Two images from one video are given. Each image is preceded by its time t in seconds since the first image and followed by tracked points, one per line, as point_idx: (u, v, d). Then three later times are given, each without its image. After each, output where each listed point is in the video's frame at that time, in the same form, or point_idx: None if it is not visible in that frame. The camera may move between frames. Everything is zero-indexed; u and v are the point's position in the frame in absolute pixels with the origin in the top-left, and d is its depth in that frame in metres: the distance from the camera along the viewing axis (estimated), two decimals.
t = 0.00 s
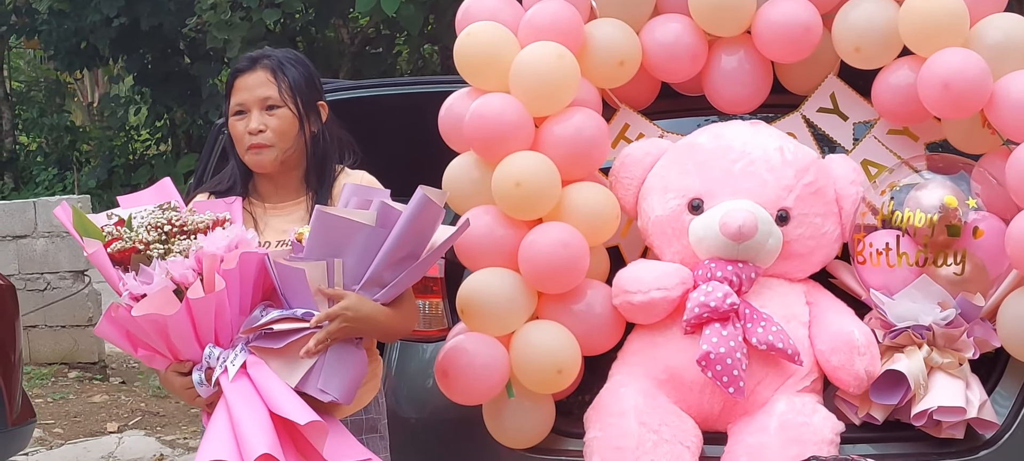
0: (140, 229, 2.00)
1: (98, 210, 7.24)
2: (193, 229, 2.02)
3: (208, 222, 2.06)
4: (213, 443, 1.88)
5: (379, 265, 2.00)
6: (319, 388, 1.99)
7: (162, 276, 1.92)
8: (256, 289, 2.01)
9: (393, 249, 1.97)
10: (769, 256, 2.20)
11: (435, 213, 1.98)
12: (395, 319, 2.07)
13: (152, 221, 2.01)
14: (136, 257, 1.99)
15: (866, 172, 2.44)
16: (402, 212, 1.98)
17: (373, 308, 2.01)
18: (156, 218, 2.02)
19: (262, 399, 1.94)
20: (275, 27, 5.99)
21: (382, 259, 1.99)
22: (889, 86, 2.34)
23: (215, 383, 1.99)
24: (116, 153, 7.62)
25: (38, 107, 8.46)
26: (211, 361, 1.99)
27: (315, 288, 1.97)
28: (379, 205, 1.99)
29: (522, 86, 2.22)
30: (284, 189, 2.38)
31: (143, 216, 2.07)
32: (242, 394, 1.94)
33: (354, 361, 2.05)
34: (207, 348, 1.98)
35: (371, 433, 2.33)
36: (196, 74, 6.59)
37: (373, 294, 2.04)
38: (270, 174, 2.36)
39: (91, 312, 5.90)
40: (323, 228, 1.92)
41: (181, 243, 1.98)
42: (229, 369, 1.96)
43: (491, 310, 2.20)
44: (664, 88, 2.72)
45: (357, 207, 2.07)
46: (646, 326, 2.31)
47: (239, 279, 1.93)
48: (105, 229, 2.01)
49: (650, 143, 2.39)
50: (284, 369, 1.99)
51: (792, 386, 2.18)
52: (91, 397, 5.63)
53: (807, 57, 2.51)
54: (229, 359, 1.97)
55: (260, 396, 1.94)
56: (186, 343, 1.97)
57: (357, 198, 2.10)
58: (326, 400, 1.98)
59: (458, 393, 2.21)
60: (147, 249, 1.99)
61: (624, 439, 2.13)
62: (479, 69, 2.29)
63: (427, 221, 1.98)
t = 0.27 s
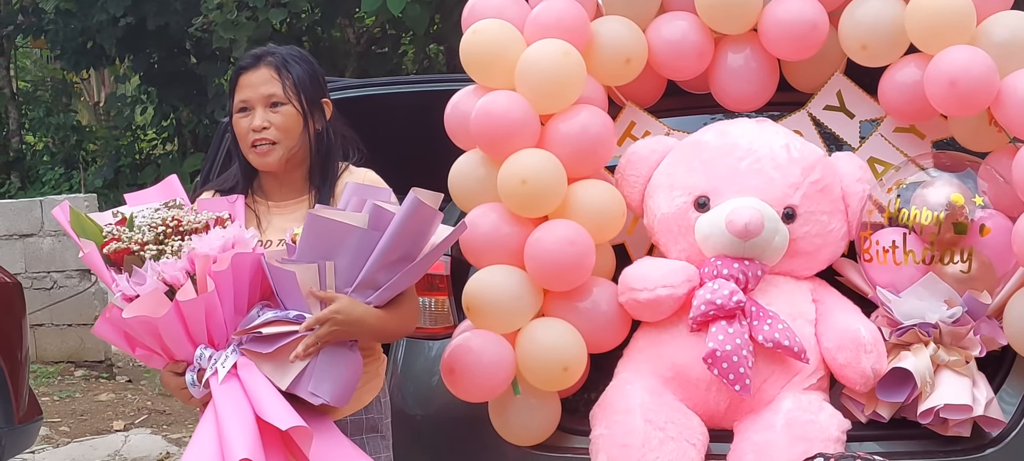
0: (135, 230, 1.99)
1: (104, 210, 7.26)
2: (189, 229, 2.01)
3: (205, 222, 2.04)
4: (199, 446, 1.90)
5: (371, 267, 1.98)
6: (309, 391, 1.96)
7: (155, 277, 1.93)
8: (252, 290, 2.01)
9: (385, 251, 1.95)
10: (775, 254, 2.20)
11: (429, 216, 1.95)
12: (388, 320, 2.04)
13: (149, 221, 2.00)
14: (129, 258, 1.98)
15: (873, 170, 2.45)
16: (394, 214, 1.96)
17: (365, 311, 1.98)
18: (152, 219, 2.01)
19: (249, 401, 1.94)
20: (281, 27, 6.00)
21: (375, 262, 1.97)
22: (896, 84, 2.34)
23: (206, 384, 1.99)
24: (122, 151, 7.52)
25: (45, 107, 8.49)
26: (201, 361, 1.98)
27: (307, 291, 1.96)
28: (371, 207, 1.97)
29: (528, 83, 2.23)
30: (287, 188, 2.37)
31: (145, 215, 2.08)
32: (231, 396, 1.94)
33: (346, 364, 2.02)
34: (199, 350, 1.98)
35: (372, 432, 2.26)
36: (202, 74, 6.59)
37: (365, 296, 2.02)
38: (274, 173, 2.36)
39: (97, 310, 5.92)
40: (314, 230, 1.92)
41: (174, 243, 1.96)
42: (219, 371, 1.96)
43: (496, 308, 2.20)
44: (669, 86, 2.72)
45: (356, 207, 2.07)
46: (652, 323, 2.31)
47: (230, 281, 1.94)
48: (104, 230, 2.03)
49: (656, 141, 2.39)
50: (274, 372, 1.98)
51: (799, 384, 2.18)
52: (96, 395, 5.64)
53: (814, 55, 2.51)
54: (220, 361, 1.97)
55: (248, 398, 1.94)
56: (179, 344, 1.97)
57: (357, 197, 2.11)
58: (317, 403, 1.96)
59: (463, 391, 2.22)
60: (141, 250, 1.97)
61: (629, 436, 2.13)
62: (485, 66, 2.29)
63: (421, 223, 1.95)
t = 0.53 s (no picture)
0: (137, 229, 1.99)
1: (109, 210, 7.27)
2: (191, 229, 2.01)
3: (207, 222, 2.04)
4: (198, 448, 1.90)
5: (371, 269, 1.98)
6: (308, 394, 1.97)
7: (155, 278, 1.91)
8: (254, 290, 2.01)
9: (385, 253, 1.95)
10: (780, 253, 2.20)
11: (429, 217, 1.95)
12: (389, 321, 2.04)
13: (151, 221, 2.00)
14: (131, 258, 1.98)
15: (879, 169, 2.44)
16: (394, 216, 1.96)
17: (365, 312, 1.98)
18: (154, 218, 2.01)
19: (249, 403, 1.94)
20: (286, 27, 6.00)
21: (375, 263, 1.97)
22: (902, 84, 2.34)
23: (207, 385, 1.99)
24: (127, 152, 7.51)
25: (50, 107, 8.46)
26: (201, 363, 1.97)
27: (306, 292, 1.97)
28: (371, 209, 1.97)
29: (534, 83, 2.23)
30: (291, 186, 2.38)
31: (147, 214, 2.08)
32: (232, 397, 1.94)
33: (346, 366, 2.02)
34: (199, 350, 1.97)
35: (374, 433, 2.24)
36: (208, 74, 6.59)
37: (365, 298, 2.02)
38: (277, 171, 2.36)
39: (103, 310, 5.94)
40: (313, 232, 1.92)
41: (176, 243, 1.96)
42: (219, 372, 1.95)
43: (501, 307, 2.20)
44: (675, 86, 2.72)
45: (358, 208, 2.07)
46: (657, 323, 2.31)
47: (232, 280, 1.94)
48: (106, 229, 2.03)
49: (661, 140, 2.39)
50: (274, 374, 1.98)
51: (804, 384, 2.17)
52: (102, 395, 5.65)
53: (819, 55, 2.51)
54: (220, 363, 1.97)
55: (248, 401, 1.94)
56: (180, 345, 1.97)
57: (359, 197, 2.10)
58: (315, 405, 1.96)
59: (467, 390, 2.22)
60: (142, 250, 1.97)
61: (635, 436, 2.12)
62: (490, 66, 2.29)
63: (421, 225, 1.95)
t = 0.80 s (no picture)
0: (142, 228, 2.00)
1: (112, 209, 7.29)
2: (195, 227, 2.03)
3: (211, 221, 2.06)
4: (205, 445, 1.90)
5: (380, 264, 1.99)
6: (318, 389, 1.96)
7: (161, 275, 1.94)
8: (258, 289, 2.01)
9: (394, 248, 1.96)
10: (784, 254, 2.20)
11: (438, 213, 1.96)
12: (396, 318, 2.04)
13: (155, 219, 2.02)
14: (136, 255, 2.00)
15: (882, 171, 2.45)
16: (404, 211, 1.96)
17: (374, 308, 1.99)
18: (159, 217, 2.03)
19: (257, 399, 1.94)
20: (290, 26, 6.00)
21: (384, 259, 1.98)
22: (905, 85, 2.34)
23: (212, 382, 1.99)
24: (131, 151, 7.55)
25: (53, 106, 8.50)
26: (207, 360, 1.99)
27: (316, 287, 1.97)
28: (381, 205, 1.98)
29: (537, 83, 2.23)
30: (293, 188, 2.38)
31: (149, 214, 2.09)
32: (238, 394, 1.95)
33: (354, 362, 2.03)
34: (205, 348, 1.98)
35: (377, 433, 2.24)
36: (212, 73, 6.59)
37: (374, 294, 2.03)
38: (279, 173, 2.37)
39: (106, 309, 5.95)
40: (324, 227, 1.93)
41: (181, 241, 1.99)
42: (226, 368, 1.96)
43: (504, 306, 2.20)
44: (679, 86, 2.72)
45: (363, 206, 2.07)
46: (660, 323, 2.31)
47: (237, 280, 1.93)
48: (109, 228, 2.03)
49: (665, 141, 2.39)
50: (283, 370, 1.98)
51: (808, 384, 2.17)
52: (104, 394, 5.66)
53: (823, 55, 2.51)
54: (227, 358, 1.97)
55: (256, 397, 1.95)
56: (185, 344, 1.98)
57: (363, 196, 2.11)
58: (326, 400, 1.96)
59: (471, 389, 2.22)
60: (147, 248, 1.99)
61: (638, 437, 2.12)
62: (494, 66, 2.29)
63: (430, 220, 1.96)
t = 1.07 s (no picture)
0: (139, 230, 1.99)
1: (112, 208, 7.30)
2: (191, 229, 2.01)
3: (209, 222, 2.05)
4: (202, 448, 1.90)
5: (377, 267, 1.99)
6: (315, 392, 1.97)
7: (158, 278, 1.92)
8: (255, 290, 2.02)
9: (392, 251, 1.96)
10: (783, 254, 2.20)
11: (435, 215, 1.96)
12: (394, 320, 2.05)
13: (152, 221, 2.01)
14: (132, 258, 1.99)
15: (881, 171, 2.45)
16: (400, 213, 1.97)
17: (371, 311, 1.99)
18: (156, 219, 2.01)
19: (255, 402, 1.95)
20: (291, 26, 6.01)
21: (381, 261, 1.98)
22: (905, 86, 2.34)
23: (210, 385, 1.99)
24: (131, 150, 7.57)
25: (55, 105, 8.55)
26: (205, 362, 1.98)
27: (312, 290, 1.97)
28: (377, 206, 1.98)
29: (537, 83, 2.23)
30: (289, 187, 2.38)
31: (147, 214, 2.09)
32: (236, 397, 1.95)
33: (352, 364, 2.02)
34: (203, 350, 1.98)
35: (376, 432, 2.24)
36: (212, 72, 6.59)
37: (372, 296, 2.03)
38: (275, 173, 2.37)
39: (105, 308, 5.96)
40: (320, 230, 1.93)
41: (177, 243, 1.97)
42: (224, 371, 1.96)
43: (503, 306, 2.20)
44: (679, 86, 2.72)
45: (360, 207, 2.07)
46: (660, 324, 2.31)
47: (234, 280, 1.95)
48: (107, 229, 2.04)
49: (664, 141, 2.40)
50: (280, 373, 1.98)
51: (806, 384, 2.18)
52: (104, 393, 5.66)
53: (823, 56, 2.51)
54: (224, 361, 1.97)
55: (253, 400, 1.95)
56: (183, 346, 1.97)
57: (361, 196, 2.11)
58: (323, 404, 1.97)
59: (470, 390, 2.22)
60: (144, 250, 1.98)
61: (637, 436, 2.13)
62: (494, 66, 2.29)
63: (427, 222, 1.96)
